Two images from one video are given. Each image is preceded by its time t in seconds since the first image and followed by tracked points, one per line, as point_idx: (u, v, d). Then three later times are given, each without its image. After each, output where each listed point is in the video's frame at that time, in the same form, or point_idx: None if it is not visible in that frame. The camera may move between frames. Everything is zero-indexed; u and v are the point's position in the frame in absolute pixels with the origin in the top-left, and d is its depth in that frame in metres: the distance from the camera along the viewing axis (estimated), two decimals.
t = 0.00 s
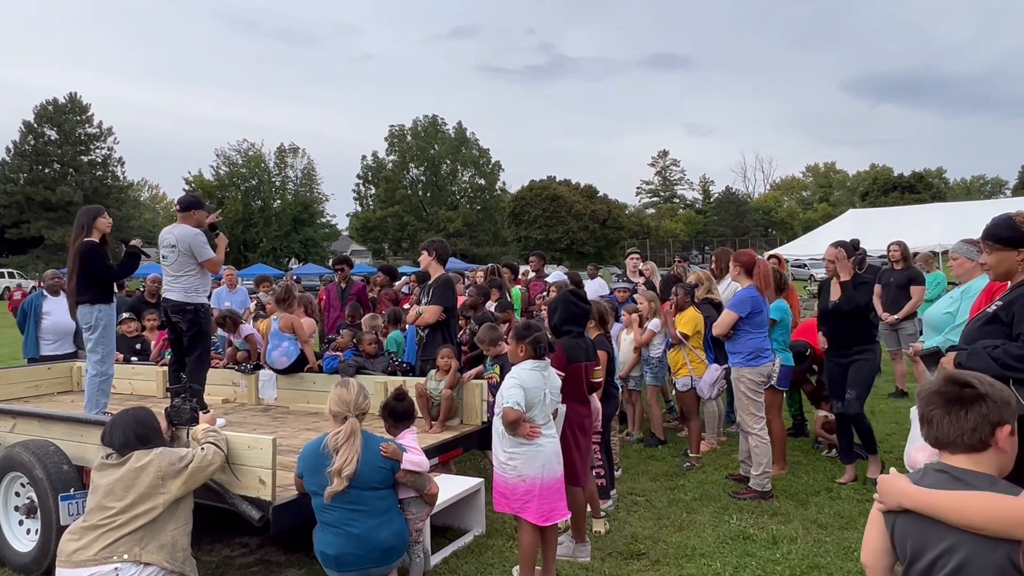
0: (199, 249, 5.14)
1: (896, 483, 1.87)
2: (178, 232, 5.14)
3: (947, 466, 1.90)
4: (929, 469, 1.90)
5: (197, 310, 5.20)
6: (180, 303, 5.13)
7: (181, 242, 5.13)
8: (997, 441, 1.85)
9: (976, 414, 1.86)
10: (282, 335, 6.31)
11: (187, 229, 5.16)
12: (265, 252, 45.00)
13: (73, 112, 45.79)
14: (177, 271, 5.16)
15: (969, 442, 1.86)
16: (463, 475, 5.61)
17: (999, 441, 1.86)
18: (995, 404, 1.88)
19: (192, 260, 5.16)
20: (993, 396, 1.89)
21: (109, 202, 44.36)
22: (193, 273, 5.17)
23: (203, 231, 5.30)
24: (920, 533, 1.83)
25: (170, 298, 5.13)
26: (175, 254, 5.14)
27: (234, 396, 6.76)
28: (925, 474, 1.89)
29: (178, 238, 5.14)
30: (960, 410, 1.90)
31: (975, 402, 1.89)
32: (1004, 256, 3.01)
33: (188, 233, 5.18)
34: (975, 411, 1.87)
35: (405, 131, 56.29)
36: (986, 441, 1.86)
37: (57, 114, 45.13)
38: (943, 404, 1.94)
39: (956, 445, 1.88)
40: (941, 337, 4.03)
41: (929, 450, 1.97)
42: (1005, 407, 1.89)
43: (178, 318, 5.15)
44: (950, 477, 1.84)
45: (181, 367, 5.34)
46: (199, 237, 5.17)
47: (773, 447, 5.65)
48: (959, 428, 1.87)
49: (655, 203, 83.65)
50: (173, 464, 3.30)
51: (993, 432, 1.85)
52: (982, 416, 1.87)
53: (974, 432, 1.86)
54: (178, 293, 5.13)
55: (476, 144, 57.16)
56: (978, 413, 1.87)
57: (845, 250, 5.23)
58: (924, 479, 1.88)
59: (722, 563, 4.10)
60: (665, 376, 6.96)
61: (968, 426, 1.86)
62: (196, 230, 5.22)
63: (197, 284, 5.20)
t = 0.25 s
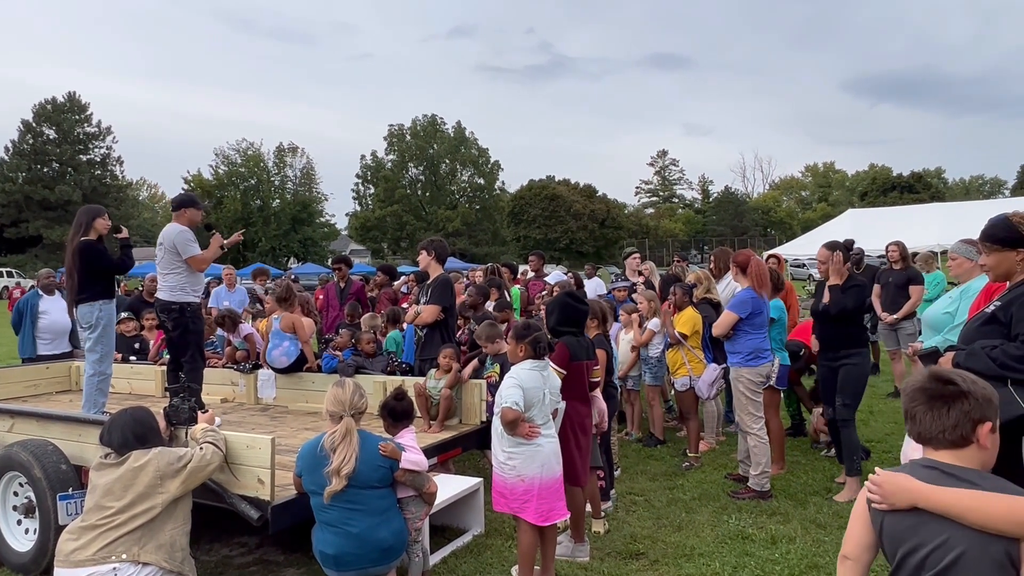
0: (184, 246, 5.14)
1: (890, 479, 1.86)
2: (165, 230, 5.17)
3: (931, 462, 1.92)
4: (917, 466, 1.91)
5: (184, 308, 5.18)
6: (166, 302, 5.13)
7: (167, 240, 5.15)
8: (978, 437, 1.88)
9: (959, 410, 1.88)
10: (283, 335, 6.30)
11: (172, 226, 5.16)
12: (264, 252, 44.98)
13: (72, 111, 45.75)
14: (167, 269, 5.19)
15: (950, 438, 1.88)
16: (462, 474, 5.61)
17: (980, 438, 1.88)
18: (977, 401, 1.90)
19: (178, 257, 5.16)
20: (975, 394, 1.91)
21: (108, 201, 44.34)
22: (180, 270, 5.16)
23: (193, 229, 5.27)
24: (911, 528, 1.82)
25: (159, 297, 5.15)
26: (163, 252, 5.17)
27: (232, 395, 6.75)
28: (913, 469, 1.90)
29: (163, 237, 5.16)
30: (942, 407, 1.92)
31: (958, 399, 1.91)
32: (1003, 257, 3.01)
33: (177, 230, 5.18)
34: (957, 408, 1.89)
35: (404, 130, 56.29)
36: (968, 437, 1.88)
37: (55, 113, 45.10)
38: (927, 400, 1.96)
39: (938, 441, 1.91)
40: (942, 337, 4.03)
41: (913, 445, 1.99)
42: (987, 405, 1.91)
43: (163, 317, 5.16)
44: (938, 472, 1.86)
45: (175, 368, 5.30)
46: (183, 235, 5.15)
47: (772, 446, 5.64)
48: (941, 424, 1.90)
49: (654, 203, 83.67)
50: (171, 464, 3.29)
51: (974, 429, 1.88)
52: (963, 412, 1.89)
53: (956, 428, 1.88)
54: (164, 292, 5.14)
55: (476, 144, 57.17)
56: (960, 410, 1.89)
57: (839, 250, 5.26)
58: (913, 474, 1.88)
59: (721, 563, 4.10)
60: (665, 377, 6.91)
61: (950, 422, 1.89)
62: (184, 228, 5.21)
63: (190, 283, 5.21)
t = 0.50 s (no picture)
0: (191, 248, 5.18)
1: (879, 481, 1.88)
2: (169, 230, 5.17)
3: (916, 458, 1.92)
4: (904, 463, 1.91)
5: (183, 310, 5.21)
6: (165, 303, 5.14)
7: (172, 240, 5.15)
8: (963, 436, 1.88)
9: (945, 407, 1.88)
10: (283, 334, 6.31)
11: (178, 227, 5.19)
12: (264, 251, 44.96)
13: (72, 110, 45.73)
14: (167, 269, 5.18)
15: (935, 434, 1.88)
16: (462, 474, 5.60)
17: (965, 437, 1.88)
18: (965, 400, 1.90)
19: (183, 258, 5.19)
20: (963, 393, 1.91)
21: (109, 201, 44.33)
22: (183, 272, 5.19)
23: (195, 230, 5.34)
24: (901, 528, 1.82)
25: (157, 298, 5.14)
26: (165, 252, 5.16)
27: (232, 395, 6.75)
28: (901, 467, 1.90)
29: (170, 236, 5.17)
30: (929, 404, 1.92)
31: (946, 397, 1.91)
32: (1003, 256, 3.01)
33: (181, 231, 5.22)
34: (943, 405, 1.89)
35: (404, 130, 56.29)
36: (953, 435, 1.88)
37: (55, 112, 45.09)
38: (915, 396, 1.96)
39: (923, 437, 1.91)
40: (942, 337, 4.03)
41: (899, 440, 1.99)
42: (974, 405, 1.90)
43: (163, 318, 5.17)
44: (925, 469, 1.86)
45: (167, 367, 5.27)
46: (189, 236, 5.21)
47: (772, 446, 5.64)
48: (927, 421, 1.90)
49: (654, 202, 83.64)
50: (171, 463, 3.29)
51: (959, 427, 1.87)
52: (950, 411, 1.89)
53: (942, 425, 1.88)
54: (164, 293, 5.14)
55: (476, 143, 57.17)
56: (946, 407, 1.89)
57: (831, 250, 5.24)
58: (901, 472, 1.88)
59: (721, 563, 4.10)
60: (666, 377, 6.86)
61: (935, 419, 1.89)
62: (188, 229, 5.25)
63: (186, 284, 5.22)
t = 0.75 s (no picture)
0: (208, 252, 5.41)
1: (864, 480, 1.93)
2: (192, 231, 5.32)
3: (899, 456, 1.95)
4: (888, 462, 1.94)
5: (187, 312, 5.26)
6: (169, 302, 5.15)
7: (194, 241, 5.31)
8: (947, 435, 1.89)
9: (927, 406, 1.90)
10: (285, 333, 6.32)
11: (198, 230, 5.37)
12: (266, 250, 44.97)
13: (73, 109, 45.77)
14: (178, 269, 5.21)
15: (918, 433, 1.91)
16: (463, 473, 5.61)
17: (948, 436, 1.90)
18: (949, 400, 1.92)
19: (197, 260, 5.35)
20: (949, 393, 1.92)
21: (110, 200, 44.38)
22: (193, 273, 5.32)
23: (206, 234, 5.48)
24: (881, 526, 1.86)
25: (161, 296, 5.12)
26: (184, 251, 5.23)
27: (234, 394, 6.75)
28: (883, 465, 1.93)
29: (191, 237, 5.30)
30: (912, 403, 1.94)
31: (930, 396, 1.93)
32: (1004, 255, 3.00)
33: (198, 235, 5.40)
34: (926, 404, 1.91)
35: (406, 129, 56.30)
36: (936, 434, 1.89)
37: (57, 111, 45.15)
38: (900, 394, 1.99)
39: (907, 435, 1.93)
40: (943, 336, 4.03)
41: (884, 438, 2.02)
42: (959, 405, 1.92)
43: (165, 317, 5.16)
44: (908, 468, 1.89)
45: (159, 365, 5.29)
46: (207, 241, 5.43)
47: (774, 445, 5.63)
48: (910, 419, 1.92)
49: (656, 201, 83.59)
50: (172, 462, 3.30)
51: (942, 427, 1.89)
52: (934, 410, 1.91)
53: (925, 424, 1.90)
54: (170, 292, 5.16)
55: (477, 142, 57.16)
56: (930, 407, 1.91)
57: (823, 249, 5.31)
58: (882, 471, 1.92)
59: (721, 562, 4.10)
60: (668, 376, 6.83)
61: (918, 418, 1.91)
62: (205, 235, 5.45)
63: (185, 285, 5.26)
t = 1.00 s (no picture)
0: (204, 251, 5.45)
1: (848, 478, 1.95)
2: (191, 228, 5.32)
3: (882, 453, 1.97)
4: (869, 459, 1.97)
5: (190, 311, 5.30)
6: (175, 300, 5.17)
7: (194, 239, 5.33)
8: (926, 432, 1.91)
9: (907, 402, 1.93)
10: (289, 332, 6.35)
11: (196, 228, 5.39)
12: (268, 249, 45.01)
13: (77, 108, 45.87)
14: (180, 267, 5.22)
15: (898, 429, 1.93)
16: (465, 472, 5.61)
17: (927, 433, 1.91)
18: (929, 397, 1.94)
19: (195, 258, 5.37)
20: (929, 390, 1.95)
21: (114, 199, 44.45)
22: (192, 272, 5.35)
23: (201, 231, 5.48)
24: (865, 523, 1.88)
25: (168, 295, 5.13)
26: (186, 250, 5.26)
27: (237, 392, 6.76)
28: (864, 463, 1.96)
29: (191, 235, 5.32)
30: (893, 399, 1.97)
31: (909, 392, 1.96)
32: (1007, 254, 3.00)
33: (196, 233, 5.41)
34: (905, 400, 1.94)
35: (408, 128, 56.30)
36: (916, 430, 1.92)
37: (61, 111, 45.27)
38: (882, 391, 2.02)
39: (888, 431, 1.95)
40: (947, 335, 4.01)
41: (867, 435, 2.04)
42: (939, 402, 1.94)
43: (171, 316, 5.15)
44: (888, 466, 1.91)
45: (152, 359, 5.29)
46: (205, 238, 5.46)
47: (777, 443, 5.63)
48: (890, 416, 1.95)
49: (659, 200, 83.51)
50: (176, 460, 3.31)
51: (922, 423, 1.91)
52: (913, 407, 1.93)
53: (905, 420, 1.92)
54: (176, 291, 5.18)
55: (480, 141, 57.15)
56: (910, 403, 1.93)
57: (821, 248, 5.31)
58: (863, 468, 1.95)
59: (724, 560, 4.10)
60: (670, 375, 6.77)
61: (897, 414, 1.94)
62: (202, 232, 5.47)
63: (185, 283, 5.29)
